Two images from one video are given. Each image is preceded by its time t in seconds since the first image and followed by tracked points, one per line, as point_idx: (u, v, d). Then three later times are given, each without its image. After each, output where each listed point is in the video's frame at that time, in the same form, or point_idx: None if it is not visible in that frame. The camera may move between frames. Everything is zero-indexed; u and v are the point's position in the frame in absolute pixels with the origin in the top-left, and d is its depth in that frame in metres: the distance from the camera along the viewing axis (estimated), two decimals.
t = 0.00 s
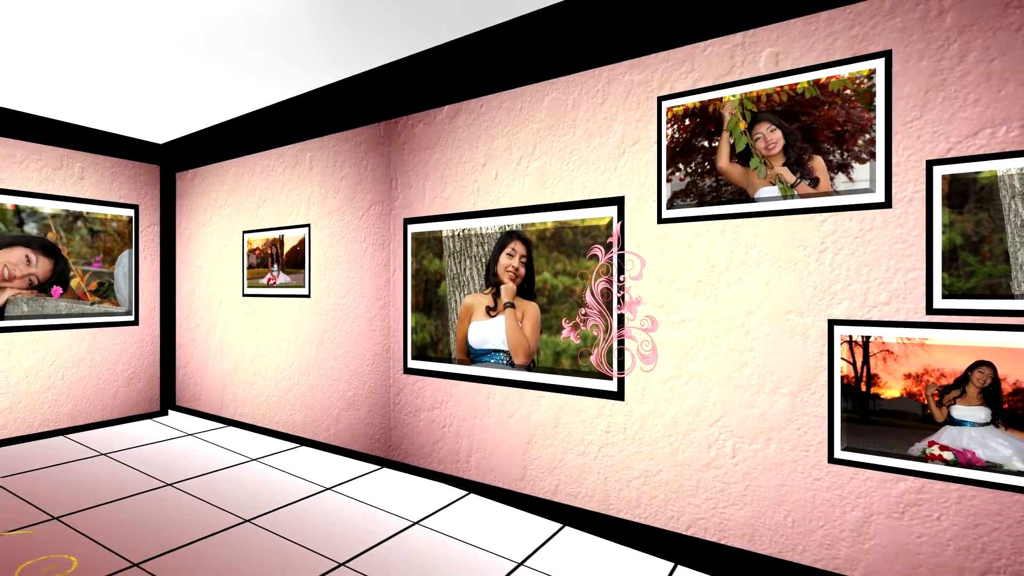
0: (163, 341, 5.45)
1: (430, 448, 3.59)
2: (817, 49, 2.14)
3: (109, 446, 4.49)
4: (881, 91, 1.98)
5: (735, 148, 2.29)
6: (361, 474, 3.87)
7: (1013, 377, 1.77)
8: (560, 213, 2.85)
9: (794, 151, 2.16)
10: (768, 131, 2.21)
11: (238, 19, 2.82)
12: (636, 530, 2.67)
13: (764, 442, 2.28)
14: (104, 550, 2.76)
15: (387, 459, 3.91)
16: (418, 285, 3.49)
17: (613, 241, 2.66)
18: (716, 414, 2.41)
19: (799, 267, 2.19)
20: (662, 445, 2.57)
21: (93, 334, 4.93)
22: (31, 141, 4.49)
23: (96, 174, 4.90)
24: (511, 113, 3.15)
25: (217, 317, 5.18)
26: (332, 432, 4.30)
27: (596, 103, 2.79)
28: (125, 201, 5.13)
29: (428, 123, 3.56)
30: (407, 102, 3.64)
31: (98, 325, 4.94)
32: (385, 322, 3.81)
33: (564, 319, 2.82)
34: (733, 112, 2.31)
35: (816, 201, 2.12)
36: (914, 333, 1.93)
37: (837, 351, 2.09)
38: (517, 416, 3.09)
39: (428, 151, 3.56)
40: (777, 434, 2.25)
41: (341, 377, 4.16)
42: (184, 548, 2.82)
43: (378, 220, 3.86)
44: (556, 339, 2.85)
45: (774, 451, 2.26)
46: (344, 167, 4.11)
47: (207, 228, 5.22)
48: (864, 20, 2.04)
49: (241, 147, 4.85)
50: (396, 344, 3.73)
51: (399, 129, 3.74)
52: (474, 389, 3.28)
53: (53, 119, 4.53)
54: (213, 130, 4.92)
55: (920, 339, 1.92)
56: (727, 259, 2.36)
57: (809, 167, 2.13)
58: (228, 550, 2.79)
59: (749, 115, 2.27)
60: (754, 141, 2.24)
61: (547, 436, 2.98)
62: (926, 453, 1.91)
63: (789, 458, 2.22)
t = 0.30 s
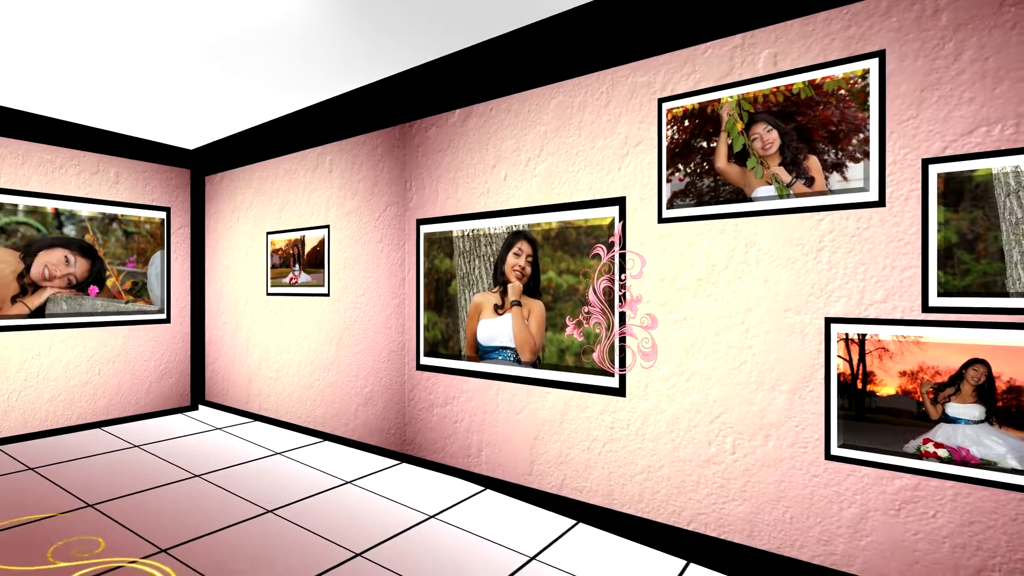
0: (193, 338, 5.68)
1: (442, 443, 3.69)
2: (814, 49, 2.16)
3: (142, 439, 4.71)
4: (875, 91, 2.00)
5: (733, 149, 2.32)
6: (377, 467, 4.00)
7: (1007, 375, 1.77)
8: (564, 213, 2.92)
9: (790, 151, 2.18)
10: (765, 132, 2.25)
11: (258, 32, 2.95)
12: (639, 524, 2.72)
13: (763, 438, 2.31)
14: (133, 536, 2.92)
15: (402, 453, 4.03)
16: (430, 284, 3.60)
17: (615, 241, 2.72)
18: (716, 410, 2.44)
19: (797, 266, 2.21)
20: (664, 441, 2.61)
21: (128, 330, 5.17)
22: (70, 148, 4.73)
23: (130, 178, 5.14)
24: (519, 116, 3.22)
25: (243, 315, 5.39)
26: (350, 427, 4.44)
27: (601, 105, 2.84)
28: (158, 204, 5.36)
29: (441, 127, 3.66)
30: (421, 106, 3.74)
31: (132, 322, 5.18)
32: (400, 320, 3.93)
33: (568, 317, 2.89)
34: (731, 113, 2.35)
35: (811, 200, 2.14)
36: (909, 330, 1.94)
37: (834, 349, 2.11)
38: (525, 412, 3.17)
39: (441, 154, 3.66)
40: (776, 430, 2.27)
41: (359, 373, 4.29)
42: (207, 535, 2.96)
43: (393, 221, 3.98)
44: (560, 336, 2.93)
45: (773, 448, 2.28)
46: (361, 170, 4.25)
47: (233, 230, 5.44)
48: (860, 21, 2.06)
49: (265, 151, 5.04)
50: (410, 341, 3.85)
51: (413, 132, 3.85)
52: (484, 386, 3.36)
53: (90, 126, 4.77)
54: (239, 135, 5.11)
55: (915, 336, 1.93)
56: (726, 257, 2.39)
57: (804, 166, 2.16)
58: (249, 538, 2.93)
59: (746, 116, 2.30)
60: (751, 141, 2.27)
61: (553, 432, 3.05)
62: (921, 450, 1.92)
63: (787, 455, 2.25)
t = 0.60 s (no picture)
0: (221, 335, 5.91)
1: (454, 438, 3.79)
2: (813, 50, 2.17)
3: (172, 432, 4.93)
4: (870, 91, 2.02)
5: (732, 149, 2.36)
6: (393, 461, 4.13)
7: (1003, 373, 1.76)
8: (569, 213, 2.99)
9: (787, 150, 2.21)
10: (763, 132, 2.28)
11: (277, 41, 3.08)
12: (642, 519, 2.76)
13: (763, 435, 2.33)
14: (161, 522, 3.08)
15: (417, 448, 4.14)
16: (443, 283, 3.70)
17: (617, 240, 2.77)
18: (717, 407, 2.47)
19: (796, 264, 2.22)
20: (667, 437, 2.65)
21: (160, 328, 5.40)
22: (106, 153, 4.96)
23: (162, 181, 5.37)
24: (528, 118, 3.28)
25: (268, 313, 5.59)
26: (368, 422, 4.57)
27: (606, 107, 2.88)
28: (188, 206, 5.58)
29: (454, 130, 3.75)
30: (435, 110, 3.85)
31: (163, 320, 5.41)
32: (414, 318, 4.05)
33: (573, 315, 2.96)
34: (729, 113, 2.38)
35: (808, 199, 2.16)
36: (905, 329, 1.95)
37: (832, 347, 2.13)
38: (533, 408, 3.24)
39: (453, 156, 3.75)
40: (775, 427, 2.29)
41: (376, 370, 4.42)
42: (229, 523, 3.10)
43: (408, 222, 4.10)
44: (565, 334, 3.00)
45: (773, 445, 2.30)
46: (378, 172, 4.38)
47: (258, 231, 5.64)
48: (858, 20, 2.07)
49: (288, 154, 5.23)
50: (424, 339, 3.96)
51: (427, 135, 3.96)
52: (494, 383, 3.44)
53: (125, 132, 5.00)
54: (264, 140, 5.30)
55: (912, 334, 1.94)
56: (727, 256, 2.41)
57: (801, 166, 2.18)
58: (268, 526, 3.06)
59: (745, 116, 2.33)
60: (749, 141, 2.30)
61: (560, 427, 3.11)
62: (918, 447, 1.93)
63: (786, 452, 2.26)
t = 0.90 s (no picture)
0: (247, 333, 6.10)
1: (467, 433, 3.87)
2: (812, 49, 2.18)
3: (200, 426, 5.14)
4: (866, 90, 2.03)
5: (731, 149, 2.39)
6: (408, 456, 4.23)
7: (999, 371, 1.77)
8: (574, 214, 3.04)
9: (785, 149, 2.23)
10: (761, 132, 2.30)
11: (298, 50, 3.20)
12: (647, 515, 2.80)
13: (764, 433, 2.34)
14: (186, 510, 3.24)
15: (432, 443, 4.24)
16: (455, 282, 3.79)
17: (620, 239, 2.82)
18: (719, 405, 2.48)
19: (796, 262, 2.23)
20: (671, 434, 2.67)
21: (190, 325, 5.62)
22: (140, 158, 5.20)
23: (192, 184, 5.58)
24: (536, 119, 3.33)
25: (291, 311, 5.77)
26: (386, 417, 4.70)
27: (612, 107, 2.90)
28: (216, 208, 5.79)
29: (467, 131, 3.82)
30: (449, 112, 3.93)
31: (193, 318, 5.64)
32: (429, 316, 4.15)
33: (578, 314, 3.03)
34: (729, 113, 2.40)
35: (805, 197, 2.18)
36: (903, 327, 1.95)
37: (831, 345, 2.14)
38: (541, 404, 3.30)
39: (465, 157, 3.83)
40: (776, 425, 2.30)
41: (393, 367, 4.54)
42: (250, 512, 3.24)
43: (422, 223, 4.20)
44: (571, 332, 3.07)
45: (773, 442, 2.31)
46: (394, 174, 4.50)
47: (282, 232, 5.83)
48: (857, 19, 2.07)
49: (310, 157, 5.40)
50: (437, 336, 4.06)
51: (442, 137, 4.05)
52: (505, 380, 3.51)
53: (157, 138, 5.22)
54: (287, 144, 5.48)
55: (909, 332, 1.94)
56: (729, 255, 2.43)
57: (798, 165, 2.20)
58: (287, 515, 3.19)
59: (744, 116, 2.36)
60: (748, 141, 2.34)
61: (567, 424, 3.17)
62: (914, 445, 1.94)
63: (785, 449, 2.28)
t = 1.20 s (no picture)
0: (272, 331, 6.30)
1: (480, 430, 3.94)
2: (813, 48, 2.18)
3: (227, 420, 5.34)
4: (863, 88, 2.03)
5: (731, 148, 2.41)
6: (424, 451, 4.34)
7: (997, 370, 1.77)
8: (580, 214, 3.09)
9: (784, 148, 2.25)
10: (761, 131, 2.32)
11: (318, 58, 3.32)
12: (652, 511, 2.83)
13: (766, 430, 2.35)
14: (211, 500, 3.39)
15: (446, 439, 4.33)
16: (467, 282, 3.88)
17: (624, 238, 2.86)
18: (722, 402, 2.50)
19: (797, 261, 2.24)
20: (675, 431, 2.70)
21: (219, 324, 5.84)
22: (171, 162, 5.43)
23: (220, 187, 5.80)
24: (546, 121, 3.38)
25: (313, 310, 5.94)
26: (403, 413, 4.81)
27: (618, 108, 2.94)
28: (243, 210, 6.00)
29: (480, 134, 3.90)
30: (463, 115, 4.01)
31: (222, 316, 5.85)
32: (443, 315, 4.24)
33: (583, 312, 3.08)
34: (730, 113, 2.42)
35: (803, 196, 2.19)
36: (901, 324, 1.95)
37: (831, 343, 2.14)
38: (549, 401, 3.36)
39: (478, 159, 3.90)
40: (777, 423, 2.31)
41: (410, 364, 4.65)
42: (270, 502, 3.38)
43: (437, 223, 4.30)
44: (577, 330, 3.12)
45: (774, 440, 2.32)
46: (411, 176, 4.61)
47: (306, 233, 6.01)
48: (858, 17, 2.07)
49: (331, 160, 5.56)
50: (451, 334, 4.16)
51: (456, 140, 4.13)
52: (516, 377, 3.58)
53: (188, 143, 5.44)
54: (310, 148, 5.65)
55: (908, 330, 1.94)
56: (731, 254, 2.44)
57: (797, 164, 2.21)
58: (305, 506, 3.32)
59: (744, 115, 2.38)
60: (748, 140, 2.36)
61: (575, 421, 3.22)
62: (913, 444, 1.94)
63: (786, 447, 2.29)
